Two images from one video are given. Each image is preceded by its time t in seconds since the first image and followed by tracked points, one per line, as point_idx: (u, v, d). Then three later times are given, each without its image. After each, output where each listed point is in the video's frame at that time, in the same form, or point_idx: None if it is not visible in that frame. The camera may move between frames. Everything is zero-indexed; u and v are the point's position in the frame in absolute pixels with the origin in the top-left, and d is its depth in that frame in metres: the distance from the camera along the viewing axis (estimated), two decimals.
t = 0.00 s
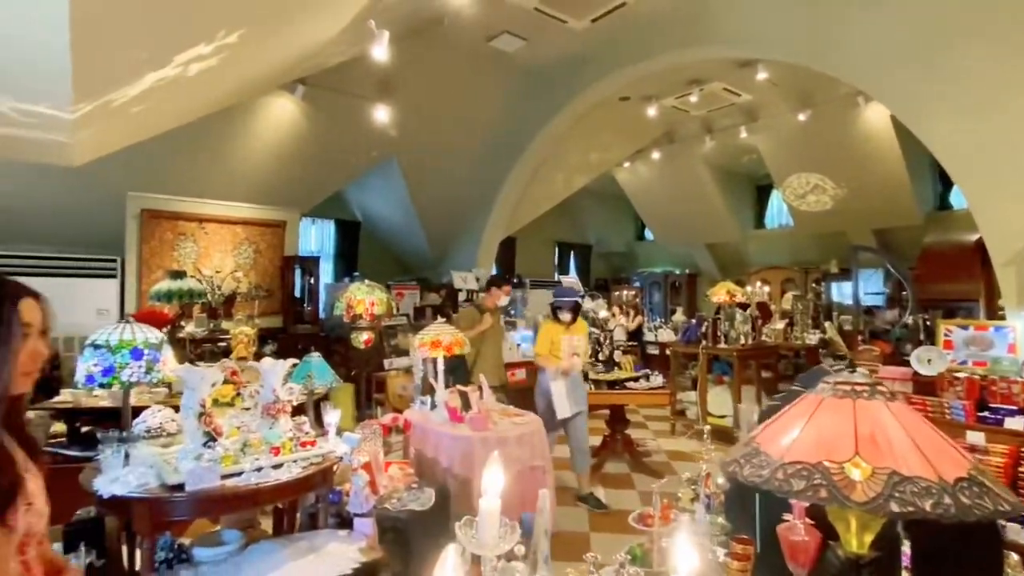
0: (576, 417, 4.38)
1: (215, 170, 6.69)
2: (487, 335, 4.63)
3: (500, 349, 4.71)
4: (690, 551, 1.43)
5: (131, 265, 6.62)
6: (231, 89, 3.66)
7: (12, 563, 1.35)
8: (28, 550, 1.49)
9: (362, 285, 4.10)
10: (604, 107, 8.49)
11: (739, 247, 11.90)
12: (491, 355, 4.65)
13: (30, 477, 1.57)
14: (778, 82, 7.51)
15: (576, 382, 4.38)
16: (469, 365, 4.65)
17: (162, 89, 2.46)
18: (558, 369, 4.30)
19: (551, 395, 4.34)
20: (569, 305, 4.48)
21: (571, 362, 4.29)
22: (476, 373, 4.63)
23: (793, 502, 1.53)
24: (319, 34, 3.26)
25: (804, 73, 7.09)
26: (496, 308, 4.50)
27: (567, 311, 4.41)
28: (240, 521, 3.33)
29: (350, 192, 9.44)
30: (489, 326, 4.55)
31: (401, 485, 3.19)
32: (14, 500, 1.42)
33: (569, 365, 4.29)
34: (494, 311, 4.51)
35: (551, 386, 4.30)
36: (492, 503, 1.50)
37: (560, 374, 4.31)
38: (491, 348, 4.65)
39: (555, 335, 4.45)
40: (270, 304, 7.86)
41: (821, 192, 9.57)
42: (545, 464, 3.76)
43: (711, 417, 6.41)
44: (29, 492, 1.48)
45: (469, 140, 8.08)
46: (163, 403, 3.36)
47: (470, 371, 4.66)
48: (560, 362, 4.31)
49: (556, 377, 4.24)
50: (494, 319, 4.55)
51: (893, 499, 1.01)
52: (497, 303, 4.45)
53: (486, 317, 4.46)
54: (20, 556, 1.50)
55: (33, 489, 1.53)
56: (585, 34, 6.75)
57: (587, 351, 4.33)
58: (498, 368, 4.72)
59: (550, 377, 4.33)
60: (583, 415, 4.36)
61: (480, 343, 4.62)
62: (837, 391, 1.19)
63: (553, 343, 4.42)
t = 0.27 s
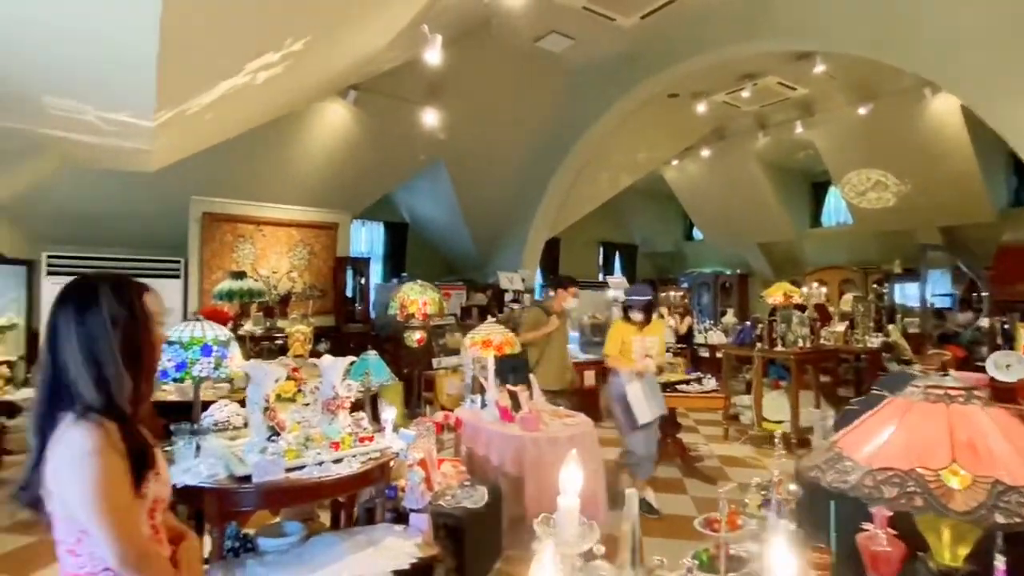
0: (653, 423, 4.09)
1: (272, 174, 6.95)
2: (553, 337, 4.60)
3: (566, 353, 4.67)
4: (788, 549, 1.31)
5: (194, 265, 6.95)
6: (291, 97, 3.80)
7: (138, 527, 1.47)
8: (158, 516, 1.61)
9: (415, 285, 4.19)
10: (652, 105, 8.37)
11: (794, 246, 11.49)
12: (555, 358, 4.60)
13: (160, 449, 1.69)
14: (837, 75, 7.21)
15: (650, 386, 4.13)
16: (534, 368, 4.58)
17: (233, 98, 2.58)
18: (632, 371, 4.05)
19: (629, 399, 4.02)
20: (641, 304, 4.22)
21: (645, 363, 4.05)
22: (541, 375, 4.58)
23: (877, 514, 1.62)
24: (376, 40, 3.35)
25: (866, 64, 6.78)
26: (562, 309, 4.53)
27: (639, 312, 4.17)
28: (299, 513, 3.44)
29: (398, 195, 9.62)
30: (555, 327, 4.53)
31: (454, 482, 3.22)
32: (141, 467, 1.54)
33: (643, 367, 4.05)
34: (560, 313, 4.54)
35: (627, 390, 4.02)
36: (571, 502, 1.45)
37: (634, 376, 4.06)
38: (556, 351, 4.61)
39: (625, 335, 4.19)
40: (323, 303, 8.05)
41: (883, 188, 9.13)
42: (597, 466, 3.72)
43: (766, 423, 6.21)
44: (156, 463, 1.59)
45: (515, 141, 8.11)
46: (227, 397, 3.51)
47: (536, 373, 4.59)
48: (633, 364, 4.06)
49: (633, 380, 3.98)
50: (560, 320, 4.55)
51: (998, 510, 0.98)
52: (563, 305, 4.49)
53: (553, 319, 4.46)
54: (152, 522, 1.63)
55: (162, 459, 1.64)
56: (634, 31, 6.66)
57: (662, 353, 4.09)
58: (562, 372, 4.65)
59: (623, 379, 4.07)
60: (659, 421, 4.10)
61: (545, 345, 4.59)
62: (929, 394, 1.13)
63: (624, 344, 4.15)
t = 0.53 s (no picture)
0: (713, 432, 3.97)
1: (316, 178, 7.13)
2: (609, 336, 4.52)
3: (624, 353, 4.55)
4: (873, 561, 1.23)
5: (241, 266, 7.19)
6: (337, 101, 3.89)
7: (224, 504, 1.54)
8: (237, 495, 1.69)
9: (457, 285, 4.22)
10: (692, 102, 8.23)
11: (841, 245, 11.10)
12: (610, 359, 4.50)
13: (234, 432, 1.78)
14: (888, 67, 6.93)
15: (710, 393, 3.99)
16: (588, 366, 4.56)
17: (287, 103, 2.65)
18: (692, 378, 3.94)
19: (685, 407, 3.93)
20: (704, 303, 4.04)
21: (703, 368, 3.93)
22: (594, 375, 4.53)
23: (948, 524, 1.50)
24: (419, 44, 3.39)
25: (920, 57, 6.50)
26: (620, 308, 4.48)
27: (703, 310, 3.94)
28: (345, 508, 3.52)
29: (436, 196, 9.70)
30: (611, 326, 4.47)
31: (496, 481, 3.25)
32: (219, 448, 1.62)
33: (703, 374, 3.93)
34: (617, 312, 4.49)
35: (687, 398, 3.89)
36: (637, 503, 1.37)
37: (694, 383, 3.94)
38: (613, 351, 4.50)
39: (684, 339, 4.07)
40: (364, 302, 8.22)
41: (938, 184, 8.74)
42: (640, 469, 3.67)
43: (814, 428, 6.03)
44: (233, 444, 1.68)
45: (553, 141, 8.10)
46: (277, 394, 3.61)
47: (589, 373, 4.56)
48: (693, 370, 3.96)
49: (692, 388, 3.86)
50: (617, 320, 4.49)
51: None
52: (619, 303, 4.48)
53: (608, 317, 4.42)
54: (231, 502, 1.71)
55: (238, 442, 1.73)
56: (674, 28, 6.57)
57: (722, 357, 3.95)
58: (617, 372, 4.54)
59: (682, 386, 3.96)
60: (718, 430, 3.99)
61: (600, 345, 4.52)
62: (1011, 401, 1.07)
63: (682, 349, 4.06)
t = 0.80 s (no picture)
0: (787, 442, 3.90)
1: (360, 179, 7.29)
2: (666, 337, 4.36)
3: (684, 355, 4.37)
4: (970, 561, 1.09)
5: (289, 266, 7.42)
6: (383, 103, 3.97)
7: (295, 490, 1.62)
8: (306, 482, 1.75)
9: (500, 284, 4.24)
10: (737, 97, 8.03)
11: (896, 243, 10.62)
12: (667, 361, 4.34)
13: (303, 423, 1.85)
14: (950, 56, 6.60)
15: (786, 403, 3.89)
16: (640, 366, 4.42)
17: (340, 106, 2.72)
18: (767, 386, 3.82)
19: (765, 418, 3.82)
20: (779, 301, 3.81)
21: (777, 375, 3.80)
22: (648, 376, 4.39)
23: None
24: (464, 45, 3.42)
25: (986, 44, 6.16)
26: (680, 308, 4.29)
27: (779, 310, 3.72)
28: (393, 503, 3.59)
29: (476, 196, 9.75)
30: (669, 327, 4.30)
31: (541, 480, 3.24)
32: (289, 437, 1.70)
33: (776, 380, 3.83)
34: (676, 312, 4.31)
35: (766, 408, 3.78)
36: (704, 503, 1.31)
37: (768, 391, 3.83)
38: (670, 351, 4.34)
39: (753, 342, 3.87)
40: (406, 301, 8.31)
41: (1003, 178, 8.26)
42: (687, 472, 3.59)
43: (868, 432, 5.80)
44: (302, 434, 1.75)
45: (593, 140, 8.05)
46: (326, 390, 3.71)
47: (642, 373, 4.42)
48: (766, 377, 3.82)
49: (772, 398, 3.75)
50: (676, 320, 4.31)
51: None
52: (680, 303, 4.28)
53: (667, 317, 4.25)
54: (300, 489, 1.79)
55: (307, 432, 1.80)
56: (720, 21, 6.42)
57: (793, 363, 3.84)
58: (673, 375, 4.38)
59: (758, 395, 3.84)
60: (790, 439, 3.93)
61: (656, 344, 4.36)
62: None
63: (751, 352, 3.87)
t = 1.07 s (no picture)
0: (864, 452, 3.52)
1: (398, 179, 7.38)
2: (722, 339, 4.22)
3: (741, 356, 4.22)
4: None
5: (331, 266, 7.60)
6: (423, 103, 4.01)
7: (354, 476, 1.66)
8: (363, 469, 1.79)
9: (538, 282, 4.24)
10: (780, 90, 7.81)
11: (950, 240, 10.13)
12: (724, 363, 4.20)
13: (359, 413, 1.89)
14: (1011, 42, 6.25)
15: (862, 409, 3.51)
16: (696, 372, 4.27)
17: (383, 106, 2.76)
18: (841, 389, 3.48)
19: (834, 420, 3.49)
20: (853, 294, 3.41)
21: (851, 376, 3.46)
22: (703, 380, 4.25)
23: None
24: (503, 43, 3.43)
25: None
26: (734, 308, 4.14)
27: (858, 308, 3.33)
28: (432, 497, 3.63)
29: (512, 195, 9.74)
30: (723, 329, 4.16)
31: (580, 479, 3.22)
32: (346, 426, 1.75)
33: (850, 382, 3.47)
34: (730, 313, 4.16)
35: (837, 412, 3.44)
36: (764, 499, 1.45)
37: (842, 394, 3.48)
38: (727, 355, 4.21)
39: (824, 340, 3.51)
40: (442, 300, 8.38)
41: None
42: (731, 473, 3.52)
43: (922, 437, 5.56)
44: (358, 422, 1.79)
45: (630, 137, 7.95)
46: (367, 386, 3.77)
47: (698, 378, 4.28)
48: (839, 379, 3.48)
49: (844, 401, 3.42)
50: (730, 321, 4.17)
51: None
52: (733, 303, 4.14)
53: (722, 320, 4.11)
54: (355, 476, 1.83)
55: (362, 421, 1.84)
56: (762, 11, 6.25)
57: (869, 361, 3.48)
58: (731, 378, 4.23)
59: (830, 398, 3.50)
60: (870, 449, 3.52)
61: (710, 346, 4.22)
62: None
63: (823, 352, 3.51)
